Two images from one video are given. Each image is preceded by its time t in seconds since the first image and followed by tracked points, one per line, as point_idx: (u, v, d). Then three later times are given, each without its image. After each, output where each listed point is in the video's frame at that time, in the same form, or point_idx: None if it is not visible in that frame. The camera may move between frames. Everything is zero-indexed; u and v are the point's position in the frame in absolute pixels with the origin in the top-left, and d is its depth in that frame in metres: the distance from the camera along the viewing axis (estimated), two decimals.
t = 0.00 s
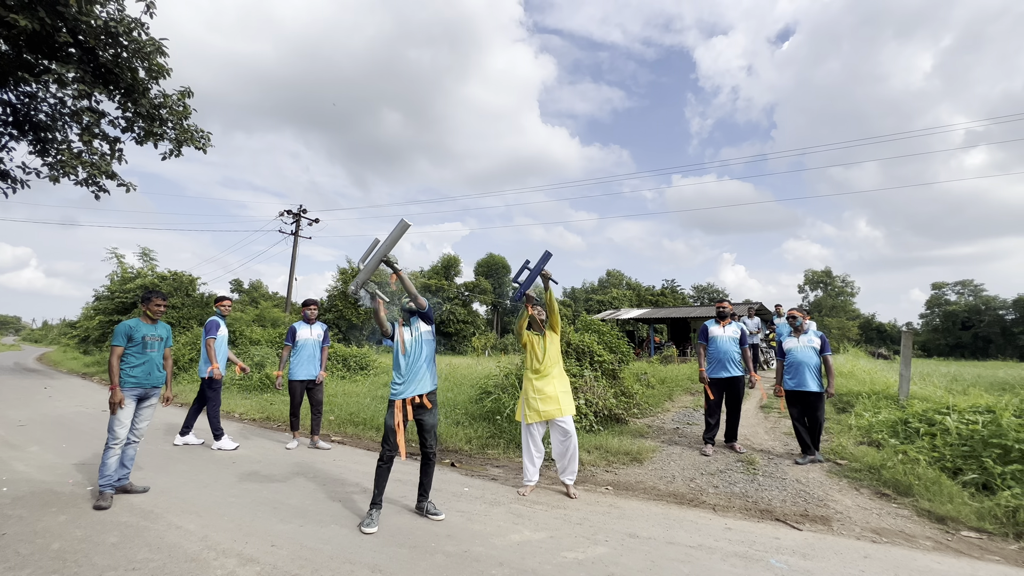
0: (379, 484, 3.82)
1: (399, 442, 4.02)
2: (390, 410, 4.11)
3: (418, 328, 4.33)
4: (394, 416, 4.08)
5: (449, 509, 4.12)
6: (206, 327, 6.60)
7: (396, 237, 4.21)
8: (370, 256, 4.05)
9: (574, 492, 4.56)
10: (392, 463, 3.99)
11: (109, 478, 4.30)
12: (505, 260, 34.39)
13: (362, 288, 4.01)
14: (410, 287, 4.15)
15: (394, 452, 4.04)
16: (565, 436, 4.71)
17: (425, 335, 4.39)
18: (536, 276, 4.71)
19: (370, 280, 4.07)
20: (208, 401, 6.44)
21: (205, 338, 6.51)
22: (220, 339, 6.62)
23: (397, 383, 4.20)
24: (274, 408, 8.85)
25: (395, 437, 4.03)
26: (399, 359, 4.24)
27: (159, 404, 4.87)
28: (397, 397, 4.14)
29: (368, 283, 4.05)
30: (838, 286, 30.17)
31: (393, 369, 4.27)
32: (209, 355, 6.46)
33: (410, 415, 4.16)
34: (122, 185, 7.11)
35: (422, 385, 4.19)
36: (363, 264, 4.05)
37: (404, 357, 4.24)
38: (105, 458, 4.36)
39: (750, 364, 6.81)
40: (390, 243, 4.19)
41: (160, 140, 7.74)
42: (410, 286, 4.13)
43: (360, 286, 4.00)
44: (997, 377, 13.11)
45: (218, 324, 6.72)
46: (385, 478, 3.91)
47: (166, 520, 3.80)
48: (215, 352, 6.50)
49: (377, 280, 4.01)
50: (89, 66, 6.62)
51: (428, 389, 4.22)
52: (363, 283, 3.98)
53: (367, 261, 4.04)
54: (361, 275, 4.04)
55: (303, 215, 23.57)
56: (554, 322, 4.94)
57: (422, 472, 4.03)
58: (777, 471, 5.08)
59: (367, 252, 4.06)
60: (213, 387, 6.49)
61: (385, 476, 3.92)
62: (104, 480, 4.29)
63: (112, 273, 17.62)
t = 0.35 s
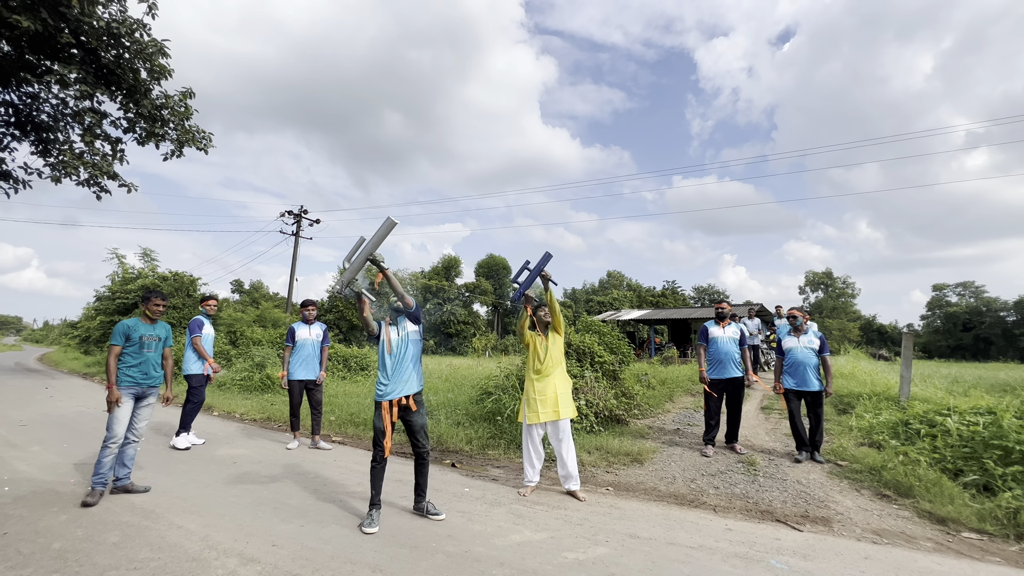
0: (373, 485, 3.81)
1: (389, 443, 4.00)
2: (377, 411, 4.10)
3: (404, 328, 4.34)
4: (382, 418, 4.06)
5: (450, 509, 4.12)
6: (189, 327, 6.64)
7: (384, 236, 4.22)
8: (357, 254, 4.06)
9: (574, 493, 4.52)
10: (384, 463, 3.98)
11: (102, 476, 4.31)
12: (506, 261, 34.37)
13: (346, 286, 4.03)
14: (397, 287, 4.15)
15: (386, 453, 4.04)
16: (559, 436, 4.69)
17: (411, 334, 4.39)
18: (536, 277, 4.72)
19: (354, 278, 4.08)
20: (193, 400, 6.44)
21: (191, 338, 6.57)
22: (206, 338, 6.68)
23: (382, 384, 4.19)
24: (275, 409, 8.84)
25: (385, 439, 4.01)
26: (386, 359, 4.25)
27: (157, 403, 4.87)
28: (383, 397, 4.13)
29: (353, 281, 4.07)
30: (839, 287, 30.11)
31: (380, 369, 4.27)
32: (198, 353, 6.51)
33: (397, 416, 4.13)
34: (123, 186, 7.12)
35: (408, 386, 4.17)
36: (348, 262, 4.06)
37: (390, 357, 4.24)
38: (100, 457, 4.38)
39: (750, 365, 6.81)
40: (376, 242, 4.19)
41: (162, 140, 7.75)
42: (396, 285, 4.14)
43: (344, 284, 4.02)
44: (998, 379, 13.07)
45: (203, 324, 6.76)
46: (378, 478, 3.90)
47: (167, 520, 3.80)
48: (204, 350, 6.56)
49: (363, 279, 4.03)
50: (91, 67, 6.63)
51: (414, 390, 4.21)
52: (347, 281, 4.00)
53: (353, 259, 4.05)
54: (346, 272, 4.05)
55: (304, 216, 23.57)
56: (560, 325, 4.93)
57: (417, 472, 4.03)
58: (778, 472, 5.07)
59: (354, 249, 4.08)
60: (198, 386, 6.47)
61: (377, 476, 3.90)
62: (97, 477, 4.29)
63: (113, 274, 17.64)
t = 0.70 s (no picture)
0: (374, 484, 3.82)
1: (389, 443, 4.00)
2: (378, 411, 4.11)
3: (405, 328, 4.33)
4: (382, 418, 4.07)
5: (452, 509, 4.12)
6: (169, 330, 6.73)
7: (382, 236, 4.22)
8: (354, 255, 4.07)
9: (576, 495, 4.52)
10: (384, 463, 3.98)
11: (89, 472, 4.44)
12: (507, 261, 34.34)
13: (343, 287, 4.01)
14: (394, 286, 4.13)
15: (387, 453, 4.04)
16: (562, 437, 4.70)
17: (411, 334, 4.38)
18: (541, 276, 4.71)
19: (352, 279, 4.07)
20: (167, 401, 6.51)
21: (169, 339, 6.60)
22: (184, 341, 6.73)
23: (382, 384, 4.19)
24: (277, 409, 8.85)
25: (386, 439, 4.02)
26: (386, 358, 4.24)
27: (148, 403, 4.88)
28: (383, 398, 4.14)
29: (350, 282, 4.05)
30: (842, 288, 29.99)
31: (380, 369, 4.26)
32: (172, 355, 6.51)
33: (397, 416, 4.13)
34: (127, 186, 7.14)
35: (407, 386, 4.17)
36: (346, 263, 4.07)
37: (390, 357, 4.24)
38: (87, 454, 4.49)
39: (754, 365, 6.80)
40: (374, 242, 4.18)
41: (165, 140, 7.78)
42: (393, 284, 4.12)
43: (342, 285, 4.01)
44: (1002, 380, 13.00)
45: (184, 326, 6.81)
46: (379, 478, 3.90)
47: (170, 519, 3.81)
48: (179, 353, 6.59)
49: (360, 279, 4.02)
50: (95, 67, 6.65)
51: (414, 391, 4.20)
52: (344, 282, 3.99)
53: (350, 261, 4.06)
54: (344, 274, 4.05)
55: (305, 216, 23.58)
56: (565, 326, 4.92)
57: (417, 472, 4.03)
58: (781, 473, 5.05)
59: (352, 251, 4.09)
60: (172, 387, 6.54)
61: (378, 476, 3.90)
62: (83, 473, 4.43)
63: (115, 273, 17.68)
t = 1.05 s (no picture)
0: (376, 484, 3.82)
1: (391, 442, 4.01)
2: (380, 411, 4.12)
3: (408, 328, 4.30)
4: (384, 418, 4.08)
5: (454, 509, 4.12)
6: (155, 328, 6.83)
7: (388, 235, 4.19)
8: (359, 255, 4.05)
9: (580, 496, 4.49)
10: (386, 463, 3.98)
11: (87, 471, 4.44)
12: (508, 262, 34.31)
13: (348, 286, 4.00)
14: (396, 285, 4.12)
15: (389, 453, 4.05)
16: (565, 437, 4.68)
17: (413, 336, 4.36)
18: (544, 270, 4.70)
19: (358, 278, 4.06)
20: (151, 399, 6.60)
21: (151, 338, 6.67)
22: (167, 339, 6.77)
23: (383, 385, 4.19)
24: (278, 409, 8.85)
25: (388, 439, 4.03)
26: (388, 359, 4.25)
27: (134, 403, 4.89)
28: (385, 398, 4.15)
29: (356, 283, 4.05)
30: (843, 288, 29.90)
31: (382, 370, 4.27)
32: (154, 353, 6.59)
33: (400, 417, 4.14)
34: (129, 186, 7.15)
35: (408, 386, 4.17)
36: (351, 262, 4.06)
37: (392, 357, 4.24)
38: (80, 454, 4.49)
39: (756, 365, 6.81)
40: (379, 242, 4.16)
41: (167, 140, 7.79)
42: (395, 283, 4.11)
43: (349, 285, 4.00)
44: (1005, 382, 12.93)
45: (167, 325, 6.83)
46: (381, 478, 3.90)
47: (173, 519, 3.81)
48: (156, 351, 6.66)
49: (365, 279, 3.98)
50: (97, 68, 6.66)
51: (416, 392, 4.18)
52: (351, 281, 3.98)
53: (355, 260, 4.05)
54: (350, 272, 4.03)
55: (306, 216, 23.66)
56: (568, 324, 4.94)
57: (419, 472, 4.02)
58: (783, 474, 5.04)
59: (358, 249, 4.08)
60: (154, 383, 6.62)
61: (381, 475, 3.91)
62: (82, 473, 4.42)
63: (117, 273, 17.71)
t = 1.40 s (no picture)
0: (378, 485, 3.82)
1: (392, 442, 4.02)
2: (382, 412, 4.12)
3: (408, 329, 4.32)
4: (386, 417, 4.09)
5: (456, 509, 4.12)
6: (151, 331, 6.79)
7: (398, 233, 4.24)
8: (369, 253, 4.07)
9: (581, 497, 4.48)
10: (388, 464, 3.97)
11: (88, 472, 4.44)
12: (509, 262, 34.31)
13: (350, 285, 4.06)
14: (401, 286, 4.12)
15: (390, 453, 4.05)
16: (568, 437, 4.67)
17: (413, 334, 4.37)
18: (541, 269, 4.71)
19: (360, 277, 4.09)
20: (155, 399, 6.60)
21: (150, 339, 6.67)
22: (166, 339, 6.77)
23: (385, 386, 4.19)
24: (280, 409, 8.86)
25: (388, 439, 4.02)
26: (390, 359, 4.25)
27: (131, 403, 4.90)
28: (387, 398, 4.15)
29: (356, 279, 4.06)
30: (845, 289, 29.84)
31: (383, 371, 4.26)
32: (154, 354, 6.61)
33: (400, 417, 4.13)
34: (131, 187, 7.17)
35: (411, 386, 4.18)
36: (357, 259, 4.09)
37: (392, 357, 4.24)
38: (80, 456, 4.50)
39: (757, 366, 6.80)
40: (384, 242, 4.20)
41: (169, 141, 7.81)
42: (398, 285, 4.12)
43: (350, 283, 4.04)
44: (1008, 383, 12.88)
45: (165, 325, 6.82)
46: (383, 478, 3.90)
47: (175, 519, 3.81)
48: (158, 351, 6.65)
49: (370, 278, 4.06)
50: (99, 69, 6.68)
51: (417, 393, 4.18)
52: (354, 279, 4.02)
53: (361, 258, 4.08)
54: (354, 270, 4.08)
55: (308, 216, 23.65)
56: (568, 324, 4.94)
57: (420, 473, 4.02)
58: (785, 475, 5.03)
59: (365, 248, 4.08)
60: (158, 384, 6.63)
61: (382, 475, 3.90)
62: (83, 473, 4.42)
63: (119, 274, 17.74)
